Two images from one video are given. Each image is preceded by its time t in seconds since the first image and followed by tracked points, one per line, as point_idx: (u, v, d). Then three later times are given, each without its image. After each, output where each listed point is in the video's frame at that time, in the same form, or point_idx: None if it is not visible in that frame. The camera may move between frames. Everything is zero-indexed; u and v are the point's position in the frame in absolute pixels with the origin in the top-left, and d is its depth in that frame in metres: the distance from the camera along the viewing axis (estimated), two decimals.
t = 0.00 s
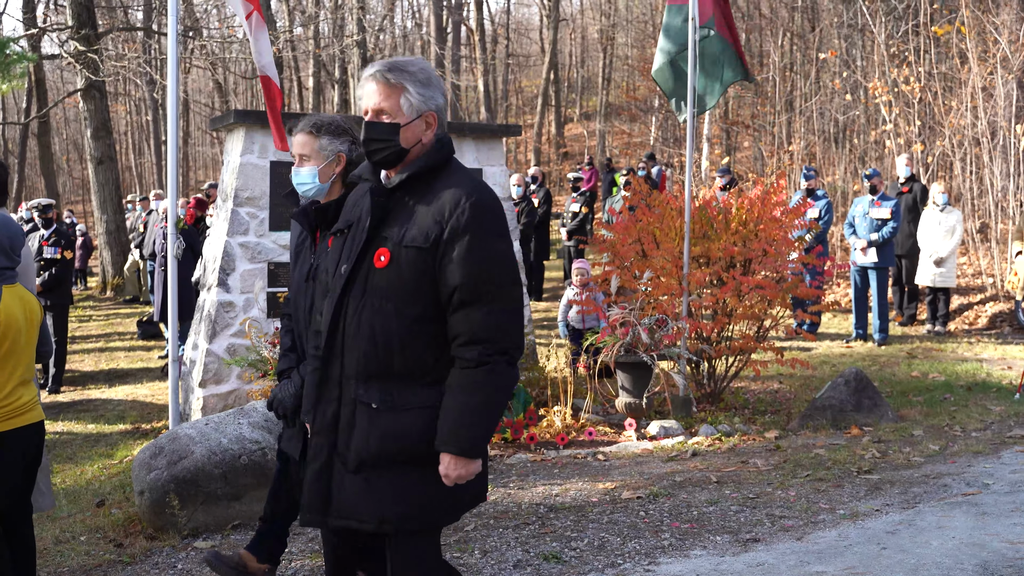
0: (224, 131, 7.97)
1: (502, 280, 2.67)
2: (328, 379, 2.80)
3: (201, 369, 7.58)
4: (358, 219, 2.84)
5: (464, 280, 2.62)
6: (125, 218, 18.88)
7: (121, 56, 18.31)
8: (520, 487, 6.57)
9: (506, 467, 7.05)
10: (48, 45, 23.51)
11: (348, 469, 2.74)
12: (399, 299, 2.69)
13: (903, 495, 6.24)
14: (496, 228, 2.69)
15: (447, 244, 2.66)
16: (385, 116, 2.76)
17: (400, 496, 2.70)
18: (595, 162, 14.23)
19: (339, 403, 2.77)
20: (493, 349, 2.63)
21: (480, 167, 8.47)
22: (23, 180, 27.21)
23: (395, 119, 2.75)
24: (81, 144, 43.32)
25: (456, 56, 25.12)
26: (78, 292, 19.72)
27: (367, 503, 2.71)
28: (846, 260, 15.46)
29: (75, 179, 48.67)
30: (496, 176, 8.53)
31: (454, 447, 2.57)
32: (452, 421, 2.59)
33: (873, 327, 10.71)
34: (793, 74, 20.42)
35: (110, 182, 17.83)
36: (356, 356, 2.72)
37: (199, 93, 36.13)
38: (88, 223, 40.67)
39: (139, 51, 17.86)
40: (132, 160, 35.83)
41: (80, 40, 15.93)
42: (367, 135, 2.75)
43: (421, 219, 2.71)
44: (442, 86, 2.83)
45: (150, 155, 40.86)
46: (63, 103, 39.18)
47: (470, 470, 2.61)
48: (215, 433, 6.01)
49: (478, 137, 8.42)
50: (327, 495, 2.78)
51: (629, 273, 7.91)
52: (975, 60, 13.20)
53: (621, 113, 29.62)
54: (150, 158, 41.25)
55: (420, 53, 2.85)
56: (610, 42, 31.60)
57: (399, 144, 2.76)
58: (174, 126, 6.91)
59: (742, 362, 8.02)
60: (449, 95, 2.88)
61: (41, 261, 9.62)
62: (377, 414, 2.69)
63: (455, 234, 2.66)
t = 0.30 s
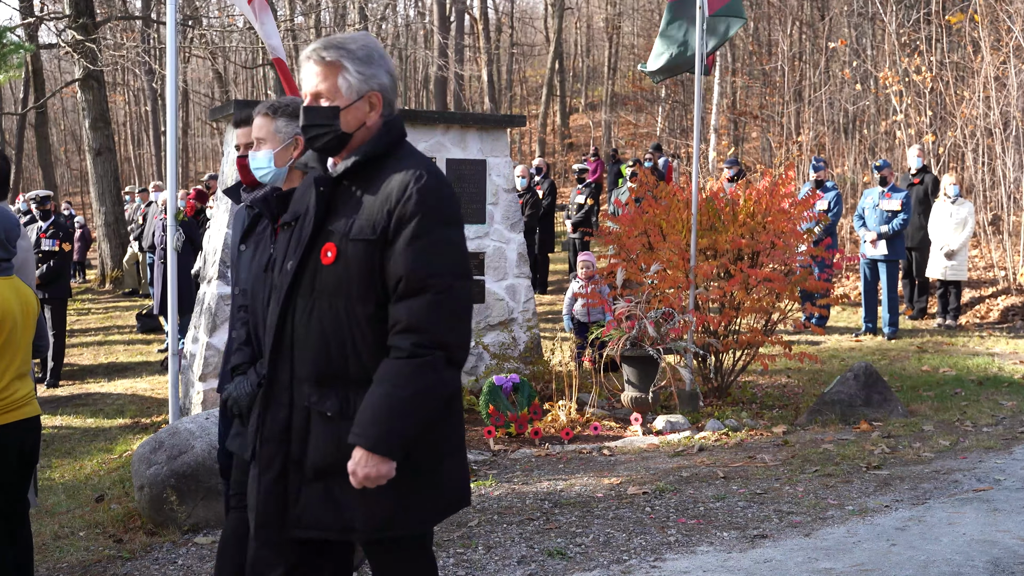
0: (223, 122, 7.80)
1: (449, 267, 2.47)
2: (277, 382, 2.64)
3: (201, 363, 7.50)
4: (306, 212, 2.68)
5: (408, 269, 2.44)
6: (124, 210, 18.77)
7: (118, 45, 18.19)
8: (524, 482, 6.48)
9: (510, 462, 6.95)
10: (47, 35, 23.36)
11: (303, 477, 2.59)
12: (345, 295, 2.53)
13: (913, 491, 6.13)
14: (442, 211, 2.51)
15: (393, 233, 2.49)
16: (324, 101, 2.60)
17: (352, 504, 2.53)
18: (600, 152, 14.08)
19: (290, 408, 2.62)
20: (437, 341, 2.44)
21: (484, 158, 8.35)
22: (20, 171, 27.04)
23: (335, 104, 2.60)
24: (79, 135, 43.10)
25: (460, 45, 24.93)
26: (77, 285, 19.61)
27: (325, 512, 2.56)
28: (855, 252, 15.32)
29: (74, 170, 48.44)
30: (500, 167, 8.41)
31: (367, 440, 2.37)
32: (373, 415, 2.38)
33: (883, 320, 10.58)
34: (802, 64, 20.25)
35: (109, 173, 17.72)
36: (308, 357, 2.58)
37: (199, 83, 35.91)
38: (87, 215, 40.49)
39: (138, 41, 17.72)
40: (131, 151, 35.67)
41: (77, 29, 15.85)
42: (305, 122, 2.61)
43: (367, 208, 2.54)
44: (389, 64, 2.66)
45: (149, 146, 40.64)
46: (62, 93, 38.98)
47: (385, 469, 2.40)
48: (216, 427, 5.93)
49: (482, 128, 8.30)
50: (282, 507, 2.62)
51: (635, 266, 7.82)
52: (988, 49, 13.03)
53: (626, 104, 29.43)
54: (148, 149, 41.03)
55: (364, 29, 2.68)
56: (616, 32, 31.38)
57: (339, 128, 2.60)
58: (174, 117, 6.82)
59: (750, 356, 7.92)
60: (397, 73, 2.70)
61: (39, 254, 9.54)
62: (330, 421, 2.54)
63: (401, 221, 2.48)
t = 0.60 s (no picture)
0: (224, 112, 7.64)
1: (373, 274, 2.37)
2: (198, 401, 2.54)
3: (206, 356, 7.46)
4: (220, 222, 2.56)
5: (330, 277, 2.34)
6: (128, 200, 18.71)
7: (122, 35, 18.10)
8: (531, 476, 6.43)
9: (517, 455, 6.90)
10: (50, 24, 23.28)
11: (225, 503, 2.47)
12: (267, 307, 2.43)
13: (923, 485, 6.07)
14: (365, 214, 2.41)
15: (312, 239, 2.39)
16: (227, 111, 2.48)
17: (280, 529, 2.43)
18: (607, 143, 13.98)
19: (211, 429, 2.50)
20: (369, 352, 2.34)
21: (491, 149, 8.28)
22: (23, 161, 26.98)
23: (237, 111, 2.47)
24: (83, 126, 43.02)
25: (466, 35, 24.80)
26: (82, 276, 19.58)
27: (249, 540, 2.44)
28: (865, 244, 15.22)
29: (77, 161, 48.34)
30: (506, 159, 8.35)
31: (316, 465, 2.28)
32: (316, 436, 2.29)
33: (893, 313, 10.50)
34: (812, 53, 20.10)
35: (113, 164, 17.66)
36: (227, 373, 2.48)
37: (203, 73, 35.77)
38: (91, 206, 40.45)
39: (142, 30, 17.64)
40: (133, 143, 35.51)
41: (80, 19, 15.79)
42: (212, 132, 2.50)
43: (284, 215, 2.43)
44: (296, 62, 2.52)
45: (152, 136, 40.53)
46: (66, 83, 38.88)
47: (340, 492, 2.32)
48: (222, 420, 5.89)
49: (488, 118, 8.22)
50: (204, 537, 2.49)
51: (642, 258, 7.75)
52: (1001, 38, 12.90)
53: (634, 94, 29.27)
54: (152, 140, 40.94)
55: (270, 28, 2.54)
56: (624, 22, 31.20)
57: (241, 137, 2.48)
58: (178, 108, 6.83)
59: (759, 348, 7.87)
60: (306, 72, 2.55)
61: (42, 245, 9.50)
62: (252, 439, 2.43)
63: (321, 227, 2.38)
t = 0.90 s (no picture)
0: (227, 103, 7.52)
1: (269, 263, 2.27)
2: (96, 393, 2.47)
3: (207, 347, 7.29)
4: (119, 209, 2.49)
5: (226, 265, 2.25)
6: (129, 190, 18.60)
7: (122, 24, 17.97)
8: (535, 468, 6.36)
9: (520, 448, 6.83)
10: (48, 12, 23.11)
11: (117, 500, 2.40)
12: (159, 296, 2.34)
13: (931, 478, 5.99)
14: (268, 197, 2.32)
15: (207, 225, 2.30)
16: (117, 99, 2.40)
17: (172, 529, 2.36)
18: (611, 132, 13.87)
19: (106, 422, 2.44)
20: (274, 344, 2.24)
21: (494, 139, 8.20)
22: (21, 150, 26.79)
23: (125, 98, 2.39)
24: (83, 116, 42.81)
25: (470, 24, 24.62)
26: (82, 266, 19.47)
27: (135, 541, 2.37)
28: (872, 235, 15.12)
29: (76, 151, 48.12)
30: (510, 149, 8.27)
31: (233, 467, 2.22)
32: (227, 437, 2.23)
33: (901, 305, 10.42)
34: (819, 42, 19.95)
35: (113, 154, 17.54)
36: (118, 365, 2.40)
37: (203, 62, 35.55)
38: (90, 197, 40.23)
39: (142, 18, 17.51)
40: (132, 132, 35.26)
41: (80, 7, 15.69)
42: (106, 120, 2.43)
43: (177, 202, 2.35)
44: (184, 37, 2.40)
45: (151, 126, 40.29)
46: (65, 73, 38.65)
47: (264, 490, 2.27)
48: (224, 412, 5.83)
49: (492, 107, 8.15)
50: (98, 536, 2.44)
51: (648, 248, 7.68)
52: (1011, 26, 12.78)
53: (638, 84, 29.08)
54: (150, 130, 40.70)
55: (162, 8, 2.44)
56: (629, 11, 30.99)
57: (132, 124, 2.41)
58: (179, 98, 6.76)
59: (766, 340, 7.78)
60: (201, 50, 2.43)
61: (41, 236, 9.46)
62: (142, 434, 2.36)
63: (213, 214, 2.29)
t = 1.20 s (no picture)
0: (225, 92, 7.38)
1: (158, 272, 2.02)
2: None
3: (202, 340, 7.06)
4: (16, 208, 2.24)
5: (108, 274, 2.00)
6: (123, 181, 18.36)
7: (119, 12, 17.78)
8: (537, 464, 6.26)
9: (522, 443, 6.73)
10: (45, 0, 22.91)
11: None
12: (42, 306, 2.09)
13: (939, 474, 5.87)
14: (161, 203, 2.06)
15: (90, 230, 2.04)
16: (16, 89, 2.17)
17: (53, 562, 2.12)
18: (615, 123, 13.72)
19: None
20: (154, 365, 2.00)
21: (496, 129, 8.07)
22: (17, 140, 26.59)
23: (25, 88, 2.15)
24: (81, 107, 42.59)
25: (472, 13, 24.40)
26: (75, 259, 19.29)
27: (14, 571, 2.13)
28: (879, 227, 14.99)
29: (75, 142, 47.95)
30: (512, 139, 8.14)
31: (101, 497, 1.97)
32: (93, 463, 1.98)
33: (908, 298, 10.31)
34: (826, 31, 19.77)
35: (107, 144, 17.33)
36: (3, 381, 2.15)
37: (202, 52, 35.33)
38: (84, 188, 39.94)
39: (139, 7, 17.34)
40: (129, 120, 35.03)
41: None
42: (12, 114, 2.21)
43: (66, 202, 2.09)
44: (85, 21, 2.13)
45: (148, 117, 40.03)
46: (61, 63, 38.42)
47: (135, 522, 2.01)
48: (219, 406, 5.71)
49: (493, 97, 8.02)
50: None
51: (652, 240, 7.59)
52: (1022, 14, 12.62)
53: (642, 74, 28.88)
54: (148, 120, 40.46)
55: None
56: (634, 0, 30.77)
57: (32, 117, 2.16)
58: (175, 86, 6.65)
59: (771, 334, 7.68)
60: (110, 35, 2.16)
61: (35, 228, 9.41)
62: (26, 454, 2.10)
63: (98, 216, 2.03)
